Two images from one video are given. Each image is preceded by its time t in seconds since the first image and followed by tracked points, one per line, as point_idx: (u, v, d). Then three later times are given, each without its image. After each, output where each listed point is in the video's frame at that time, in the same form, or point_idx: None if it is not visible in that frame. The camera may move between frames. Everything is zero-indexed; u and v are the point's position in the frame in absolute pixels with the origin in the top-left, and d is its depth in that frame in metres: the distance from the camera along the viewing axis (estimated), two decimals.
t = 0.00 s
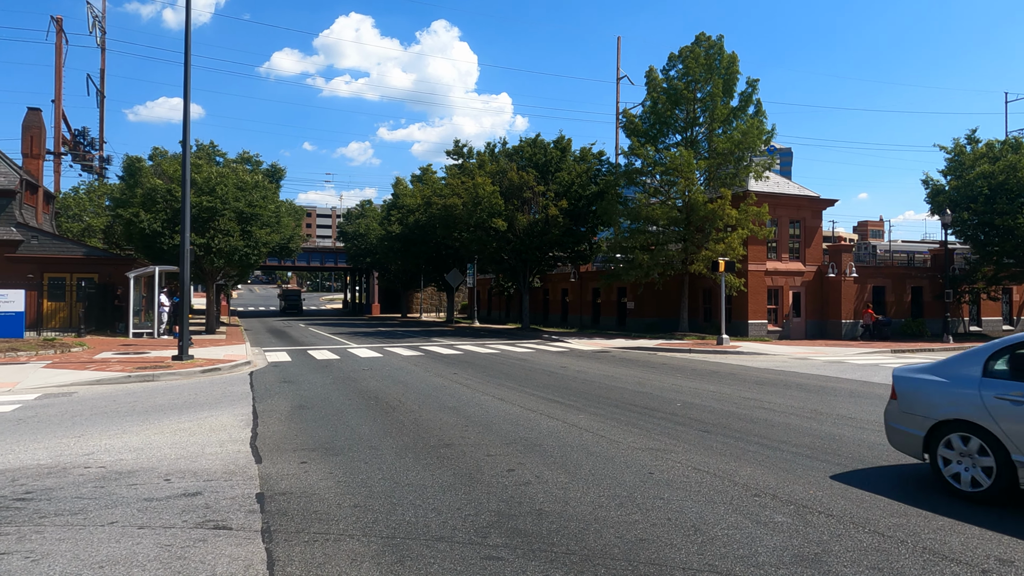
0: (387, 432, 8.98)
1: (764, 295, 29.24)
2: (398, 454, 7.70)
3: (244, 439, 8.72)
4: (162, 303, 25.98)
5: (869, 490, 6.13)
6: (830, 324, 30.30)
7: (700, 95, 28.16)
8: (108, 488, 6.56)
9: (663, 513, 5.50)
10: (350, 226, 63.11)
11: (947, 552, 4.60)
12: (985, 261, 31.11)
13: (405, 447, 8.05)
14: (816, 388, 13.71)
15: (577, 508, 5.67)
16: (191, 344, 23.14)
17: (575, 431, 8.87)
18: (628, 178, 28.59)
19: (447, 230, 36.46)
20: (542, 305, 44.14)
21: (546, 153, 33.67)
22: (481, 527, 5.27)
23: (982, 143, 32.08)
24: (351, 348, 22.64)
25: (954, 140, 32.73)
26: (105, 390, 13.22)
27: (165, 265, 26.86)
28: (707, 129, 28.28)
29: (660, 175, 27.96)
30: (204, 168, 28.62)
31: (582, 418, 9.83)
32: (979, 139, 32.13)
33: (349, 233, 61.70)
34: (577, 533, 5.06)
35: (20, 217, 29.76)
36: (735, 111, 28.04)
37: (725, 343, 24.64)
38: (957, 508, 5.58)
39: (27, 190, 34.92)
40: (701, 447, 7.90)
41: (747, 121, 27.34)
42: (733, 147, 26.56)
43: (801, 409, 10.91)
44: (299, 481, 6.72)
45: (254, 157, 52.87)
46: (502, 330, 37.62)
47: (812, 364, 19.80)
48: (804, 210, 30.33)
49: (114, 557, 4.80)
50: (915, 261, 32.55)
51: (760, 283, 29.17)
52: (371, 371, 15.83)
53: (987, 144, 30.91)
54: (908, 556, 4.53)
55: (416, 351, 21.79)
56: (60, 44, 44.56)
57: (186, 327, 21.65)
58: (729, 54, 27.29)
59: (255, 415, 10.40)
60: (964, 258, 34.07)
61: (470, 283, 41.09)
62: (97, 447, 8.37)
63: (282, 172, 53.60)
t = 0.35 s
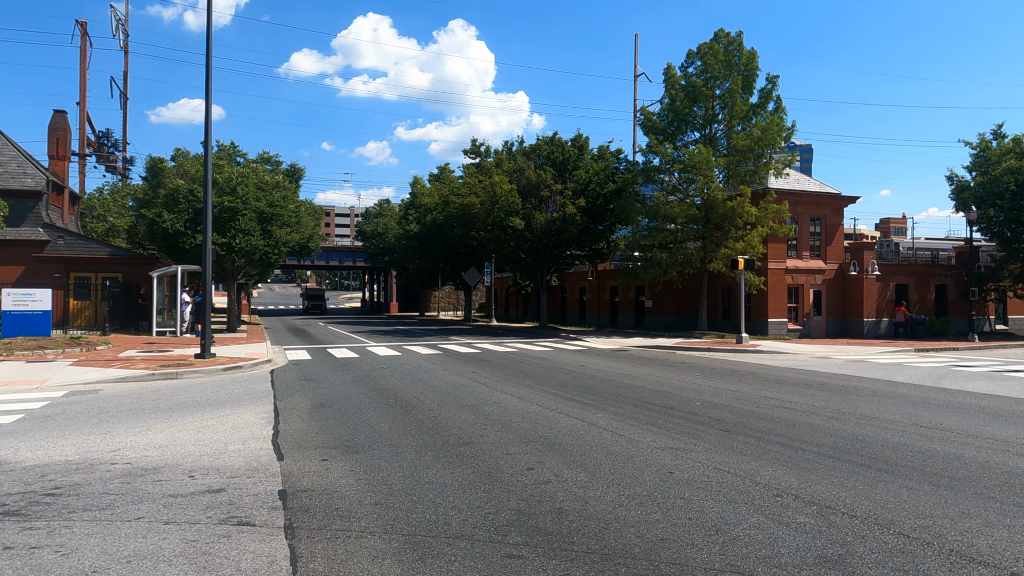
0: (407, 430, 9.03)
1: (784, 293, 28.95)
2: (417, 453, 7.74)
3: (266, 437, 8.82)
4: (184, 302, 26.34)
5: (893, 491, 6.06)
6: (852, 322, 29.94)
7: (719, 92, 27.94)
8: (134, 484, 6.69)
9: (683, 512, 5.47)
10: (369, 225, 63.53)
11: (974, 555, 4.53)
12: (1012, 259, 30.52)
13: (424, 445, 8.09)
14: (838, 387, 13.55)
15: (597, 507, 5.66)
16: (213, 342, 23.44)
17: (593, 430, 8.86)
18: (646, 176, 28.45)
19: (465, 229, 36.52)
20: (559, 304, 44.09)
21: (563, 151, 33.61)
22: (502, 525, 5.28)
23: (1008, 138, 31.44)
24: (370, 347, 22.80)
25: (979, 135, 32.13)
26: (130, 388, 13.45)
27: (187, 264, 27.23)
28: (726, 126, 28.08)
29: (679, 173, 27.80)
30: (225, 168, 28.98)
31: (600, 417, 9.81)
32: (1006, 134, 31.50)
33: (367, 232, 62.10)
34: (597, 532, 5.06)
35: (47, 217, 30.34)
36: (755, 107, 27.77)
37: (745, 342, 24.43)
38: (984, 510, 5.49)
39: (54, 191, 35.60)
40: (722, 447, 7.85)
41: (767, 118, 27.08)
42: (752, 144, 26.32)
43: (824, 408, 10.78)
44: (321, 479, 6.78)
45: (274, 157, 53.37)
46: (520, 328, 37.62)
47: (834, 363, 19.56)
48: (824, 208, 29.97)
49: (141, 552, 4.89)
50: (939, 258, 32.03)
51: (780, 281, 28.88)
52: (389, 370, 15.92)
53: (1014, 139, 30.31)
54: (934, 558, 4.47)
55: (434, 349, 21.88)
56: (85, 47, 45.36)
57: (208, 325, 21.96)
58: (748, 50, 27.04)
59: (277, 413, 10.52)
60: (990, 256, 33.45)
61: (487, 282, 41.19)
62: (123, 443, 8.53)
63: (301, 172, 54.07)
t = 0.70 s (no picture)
0: (413, 427, 9.06)
1: (790, 290, 28.86)
2: (424, 449, 7.76)
3: (273, 434, 8.87)
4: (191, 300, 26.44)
5: (901, 488, 6.04)
6: (859, 319, 29.82)
7: (725, 88, 27.84)
8: (143, 481, 6.73)
9: (690, 509, 5.47)
10: (374, 223, 63.62)
11: (983, 552, 4.51)
12: (1020, 255, 30.32)
13: (431, 442, 8.11)
14: (845, 384, 13.51)
15: (603, 504, 5.67)
16: (220, 340, 23.53)
17: (599, 426, 8.87)
18: (652, 172, 28.39)
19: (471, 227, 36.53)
20: (565, 301, 44.07)
21: (569, 148, 33.56)
22: (509, 522, 5.29)
23: (1017, 134, 31.24)
24: (376, 344, 22.86)
25: (987, 131, 31.92)
26: (139, 385, 13.53)
27: (194, 262, 27.33)
28: (733, 122, 27.96)
29: (685, 170, 27.72)
30: (232, 166, 29.05)
31: (607, 414, 9.81)
32: (1015, 130, 31.30)
33: (373, 230, 62.19)
34: (603, 529, 5.07)
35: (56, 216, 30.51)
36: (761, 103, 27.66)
37: (752, 338, 24.37)
38: (993, 507, 5.47)
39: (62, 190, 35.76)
40: (729, 444, 7.85)
41: (774, 114, 26.97)
42: (758, 141, 26.22)
43: (830, 405, 10.75)
44: (328, 475, 6.81)
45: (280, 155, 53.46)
46: (525, 326, 37.64)
47: (841, 359, 19.49)
48: (831, 204, 29.83)
49: (149, 548, 4.92)
50: (947, 254, 31.86)
51: (786, 278, 28.78)
52: (396, 367, 15.96)
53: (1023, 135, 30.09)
54: (943, 556, 4.46)
55: (440, 346, 21.91)
56: (92, 46, 45.51)
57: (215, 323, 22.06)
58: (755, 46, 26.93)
59: (284, 410, 10.56)
60: (998, 252, 33.23)
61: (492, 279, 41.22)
62: (132, 440, 8.58)
63: (307, 170, 54.12)
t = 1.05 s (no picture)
0: (406, 422, 9.05)
1: (783, 286, 28.95)
2: (417, 445, 7.75)
3: (266, 430, 8.84)
4: (184, 296, 26.30)
5: (892, 482, 6.08)
6: (852, 314, 29.96)
7: (719, 84, 27.86)
8: (135, 477, 6.70)
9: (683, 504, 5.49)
10: (368, 219, 63.49)
11: (973, 546, 4.54)
12: (1011, 250, 30.45)
13: (424, 438, 8.11)
14: (838, 379, 13.58)
15: (597, 499, 5.68)
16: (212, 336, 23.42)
17: (593, 422, 8.88)
18: (645, 168, 28.41)
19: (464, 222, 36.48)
20: (559, 297, 44.09)
21: (563, 143, 33.53)
22: (502, 517, 5.29)
23: (1009, 130, 31.36)
24: (369, 340, 22.82)
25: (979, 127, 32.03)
26: (131, 381, 13.46)
27: (186, 258, 27.20)
28: (726, 118, 27.98)
29: (678, 165, 27.74)
30: (224, 161, 28.88)
31: (600, 409, 9.82)
32: (1006, 125, 31.42)
33: (367, 225, 62.06)
34: (596, 524, 5.08)
35: (46, 211, 30.28)
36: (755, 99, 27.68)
37: (745, 334, 24.43)
38: (982, 501, 5.51)
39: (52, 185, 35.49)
40: (721, 439, 7.87)
41: (767, 110, 27.00)
42: (752, 136, 26.24)
43: (823, 400, 10.80)
44: (321, 471, 6.80)
45: (273, 150, 53.19)
46: (520, 321, 37.64)
47: (834, 355, 19.58)
48: (824, 200, 29.91)
49: (142, 545, 4.90)
50: (938, 250, 32.01)
51: (779, 274, 28.87)
52: (389, 363, 15.94)
53: (1014, 131, 30.20)
54: (933, 549, 4.49)
55: (434, 342, 21.88)
56: (82, 40, 45.12)
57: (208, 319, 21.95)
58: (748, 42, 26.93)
59: (277, 406, 10.52)
60: (989, 247, 33.40)
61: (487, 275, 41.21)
62: (124, 436, 8.54)
63: (300, 165, 53.90)
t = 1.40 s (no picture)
0: (395, 418, 9.02)
1: (771, 281, 29.11)
2: (406, 441, 7.72)
3: (253, 426, 8.78)
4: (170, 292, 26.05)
5: (878, 474, 6.12)
6: (839, 309, 30.19)
7: (708, 79, 27.92)
8: (120, 475, 6.63)
9: (671, 498, 5.50)
10: (357, 214, 63.21)
11: (957, 537, 4.58)
12: (996, 245, 30.79)
13: (413, 433, 8.09)
14: (824, 373, 13.67)
15: (585, 493, 5.68)
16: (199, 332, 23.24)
17: (582, 417, 8.88)
18: (635, 163, 28.45)
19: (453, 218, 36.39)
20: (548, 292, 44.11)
21: (552, 138, 33.49)
22: (491, 512, 5.28)
23: (993, 126, 31.69)
24: (358, 336, 22.72)
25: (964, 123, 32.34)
26: (116, 378, 13.33)
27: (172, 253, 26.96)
28: (715, 113, 28.03)
29: (667, 160, 27.78)
30: (211, 156, 28.60)
31: (589, 404, 9.83)
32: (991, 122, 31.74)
33: (356, 221, 61.80)
34: (585, 518, 5.08)
35: (29, 206, 29.89)
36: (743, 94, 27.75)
37: (733, 329, 24.53)
38: (967, 493, 5.56)
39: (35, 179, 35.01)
40: (710, 433, 7.90)
41: (755, 105, 27.09)
42: (740, 132, 26.31)
43: (810, 394, 10.87)
44: (309, 467, 6.76)
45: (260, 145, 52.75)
46: (509, 316, 37.62)
47: (821, 349, 19.70)
48: (812, 195, 30.08)
49: (126, 543, 4.85)
50: (924, 245, 32.31)
51: (767, 269, 29.02)
52: (378, 359, 15.88)
53: (1000, 127, 30.63)
54: (918, 541, 4.52)
55: (423, 338, 21.83)
56: (65, 32, 44.49)
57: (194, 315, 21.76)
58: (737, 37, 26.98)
59: (264, 402, 10.45)
60: (974, 242, 33.75)
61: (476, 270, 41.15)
62: (108, 434, 8.45)
63: (287, 160, 53.51)
